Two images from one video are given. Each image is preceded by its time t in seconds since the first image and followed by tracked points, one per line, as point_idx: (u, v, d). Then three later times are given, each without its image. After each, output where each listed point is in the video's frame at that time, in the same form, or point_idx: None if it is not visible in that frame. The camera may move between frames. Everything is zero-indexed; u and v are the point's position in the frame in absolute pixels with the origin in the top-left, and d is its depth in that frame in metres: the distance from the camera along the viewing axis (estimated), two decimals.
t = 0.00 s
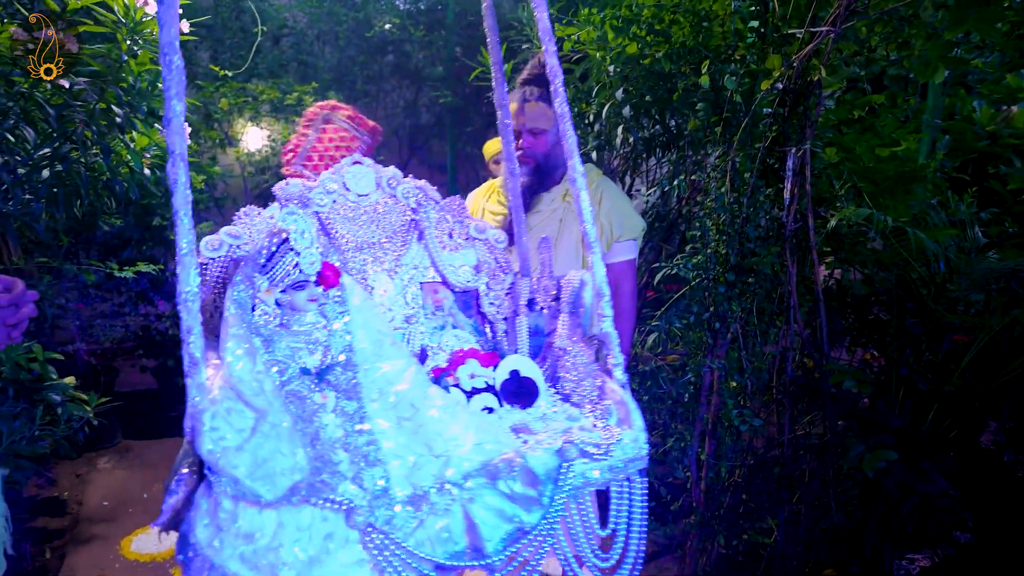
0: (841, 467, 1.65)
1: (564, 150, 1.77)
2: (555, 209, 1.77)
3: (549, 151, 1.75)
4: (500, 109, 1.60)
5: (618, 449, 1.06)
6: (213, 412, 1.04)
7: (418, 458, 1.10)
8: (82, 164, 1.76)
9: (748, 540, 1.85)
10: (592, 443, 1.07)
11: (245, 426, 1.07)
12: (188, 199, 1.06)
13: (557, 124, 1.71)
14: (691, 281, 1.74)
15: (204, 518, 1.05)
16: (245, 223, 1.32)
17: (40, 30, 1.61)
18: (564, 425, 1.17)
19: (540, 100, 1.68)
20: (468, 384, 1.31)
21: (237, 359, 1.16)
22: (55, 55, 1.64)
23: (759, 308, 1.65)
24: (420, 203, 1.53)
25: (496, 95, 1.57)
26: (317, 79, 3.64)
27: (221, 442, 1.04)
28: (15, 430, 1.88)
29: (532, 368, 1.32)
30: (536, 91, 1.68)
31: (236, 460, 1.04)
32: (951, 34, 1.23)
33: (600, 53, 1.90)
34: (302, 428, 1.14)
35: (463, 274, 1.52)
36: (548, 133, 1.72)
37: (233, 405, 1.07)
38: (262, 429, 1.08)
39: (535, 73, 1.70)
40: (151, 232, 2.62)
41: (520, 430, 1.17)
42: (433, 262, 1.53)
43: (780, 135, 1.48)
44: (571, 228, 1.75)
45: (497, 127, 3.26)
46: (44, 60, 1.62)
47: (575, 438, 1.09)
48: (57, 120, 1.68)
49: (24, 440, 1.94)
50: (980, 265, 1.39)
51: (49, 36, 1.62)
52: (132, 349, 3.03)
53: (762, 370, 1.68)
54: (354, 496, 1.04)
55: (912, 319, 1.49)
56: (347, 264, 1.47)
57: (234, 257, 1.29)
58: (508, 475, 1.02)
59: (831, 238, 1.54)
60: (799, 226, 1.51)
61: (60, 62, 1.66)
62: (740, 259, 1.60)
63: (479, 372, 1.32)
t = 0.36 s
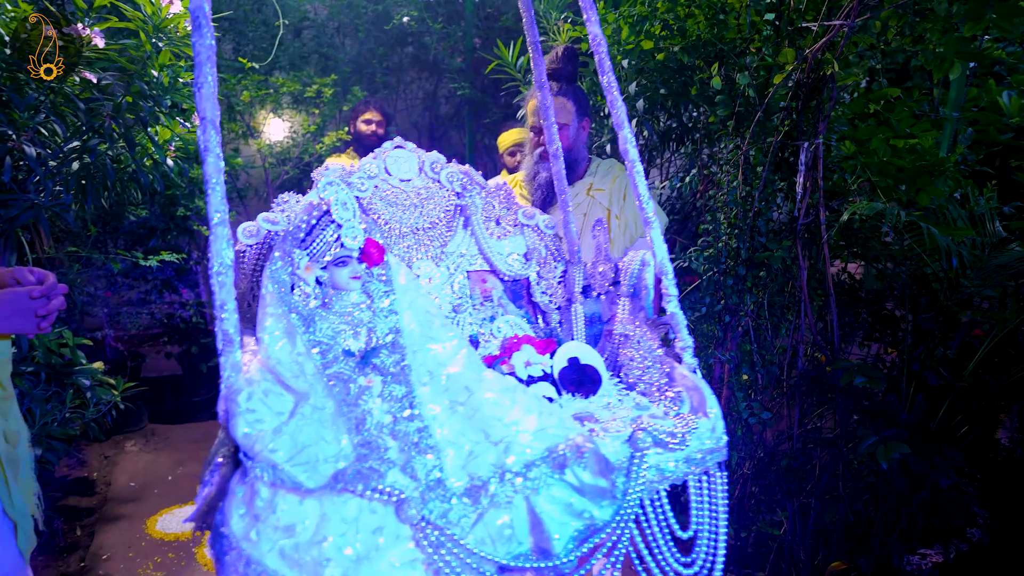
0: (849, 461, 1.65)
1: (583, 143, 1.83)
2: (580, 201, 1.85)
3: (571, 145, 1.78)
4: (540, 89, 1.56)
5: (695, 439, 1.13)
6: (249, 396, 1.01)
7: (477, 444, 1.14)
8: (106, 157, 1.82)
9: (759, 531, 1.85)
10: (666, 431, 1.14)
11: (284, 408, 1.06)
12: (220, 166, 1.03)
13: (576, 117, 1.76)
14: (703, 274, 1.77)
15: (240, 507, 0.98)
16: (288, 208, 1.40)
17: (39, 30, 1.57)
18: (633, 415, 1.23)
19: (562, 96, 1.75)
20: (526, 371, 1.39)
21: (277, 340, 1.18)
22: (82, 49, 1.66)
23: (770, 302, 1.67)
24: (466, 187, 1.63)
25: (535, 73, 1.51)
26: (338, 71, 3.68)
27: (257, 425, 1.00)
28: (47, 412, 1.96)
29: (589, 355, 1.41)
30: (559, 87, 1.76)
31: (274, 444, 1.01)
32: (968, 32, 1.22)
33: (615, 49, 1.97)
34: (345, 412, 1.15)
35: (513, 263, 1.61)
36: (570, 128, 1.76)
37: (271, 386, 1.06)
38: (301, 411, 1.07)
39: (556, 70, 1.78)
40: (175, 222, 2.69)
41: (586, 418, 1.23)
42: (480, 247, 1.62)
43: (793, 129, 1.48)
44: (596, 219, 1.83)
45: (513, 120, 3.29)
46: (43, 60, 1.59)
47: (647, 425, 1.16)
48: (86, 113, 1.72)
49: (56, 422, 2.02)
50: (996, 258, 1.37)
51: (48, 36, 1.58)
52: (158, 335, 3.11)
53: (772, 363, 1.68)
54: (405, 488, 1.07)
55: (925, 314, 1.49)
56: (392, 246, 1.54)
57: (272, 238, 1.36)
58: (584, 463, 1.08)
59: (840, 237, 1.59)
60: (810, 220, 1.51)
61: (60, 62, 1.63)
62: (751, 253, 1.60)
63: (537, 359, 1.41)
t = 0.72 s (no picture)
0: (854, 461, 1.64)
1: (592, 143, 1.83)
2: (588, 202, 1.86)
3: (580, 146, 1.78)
4: (560, 82, 1.55)
5: (725, 436, 1.18)
6: (261, 388, 1.02)
7: (496, 441, 1.12)
8: (125, 158, 1.87)
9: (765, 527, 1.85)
10: (696, 428, 1.18)
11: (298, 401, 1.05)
12: (231, 158, 1.04)
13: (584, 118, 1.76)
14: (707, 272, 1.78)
15: (250, 501, 0.98)
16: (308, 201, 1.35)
17: (39, 30, 1.58)
18: (658, 412, 1.24)
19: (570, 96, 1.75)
20: (549, 367, 1.39)
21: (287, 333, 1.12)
22: (101, 54, 1.74)
23: (775, 301, 1.67)
24: (485, 180, 1.58)
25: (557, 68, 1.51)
26: (353, 68, 3.72)
27: (269, 418, 1.01)
28: (69, 404, 2.02)
29: (616, 351, 1.41)
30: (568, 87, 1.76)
31: (286, 437, 1.00)
32: (970, 33, 1.23)
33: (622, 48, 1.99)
34: (361, 406, 1.11)
35: (534, 259, 1.60)
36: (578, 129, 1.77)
37: (284, 378, 1.05)
38: (314, 404, 1.05)
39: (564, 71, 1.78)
40: (192, 218, 2.75)
41: (612, 414, 1.24)
42: (500, 242, 1.59)
43: (798, 129, 1.48)
44: (604, 220, 1.85)
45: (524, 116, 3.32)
46: (43, 60, 1.60)
47: (674, 422, 1.18)
48: (104, 115, 1.78)
49: (77, 414, 2.08)
50: (1010, 254, 1.37)
51: (49, 37, 1.59)
52: (176, 328, 3.18)
53: (776, 362, 1.68)
54: (423, 485, 1.06)
55: (929, 314, 1.49)
56: (409, 241, 1.49)
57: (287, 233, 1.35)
58: (611, 457, 1.09)
59: (841, 237, 1.57)
60: (814, 221, 1.51)
61: (60, 62, 1.64)
62: (755, 252, 1.61)
63: (560, 356, 1.41)
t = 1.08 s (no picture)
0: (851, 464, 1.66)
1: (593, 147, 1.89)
2: (587, 206, 1.90)
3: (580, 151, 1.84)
4: (550, 91, 1.58)
5: (699, 441, 1.18)
6: (253, 394, 1.09)
7: (472, 443, 1.19)
8: (133, 161, 1.90)
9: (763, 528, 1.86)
10: (670, 434, 1.19)
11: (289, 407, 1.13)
12: (228, 173, 1.11)
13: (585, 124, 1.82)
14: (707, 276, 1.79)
15: (240, 501, 1.06)
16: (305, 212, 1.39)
17: (40, 30, 1.61)
18: (637, 417, 1.26)
19: (568, 103, 1.81)
20: (533, 373, 1.41)
21: (280, 341, 1.23)
22: (111, 63, 1.79)
23: (773, 304, 1.69)
24: (476, 190, 1.64)
25: (547, 79, 1.55)
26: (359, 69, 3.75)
27: (260, 423, 1.09)
28: (79, 402, 2.06)
29: (598, 357, 1.44)
30: (567, 94, 1.82)
31: (275, 442, 1.08)
32: (966, 39, 1.24)
33: (623, 52, 2.01)
34: (348, 411, 1.19)
35: (523, 265, 1.64)
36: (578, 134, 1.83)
37: (275, 385, 1.13)
38: (302, 409, 1.13)
39: (564, 77, 1.82)
40: (200, 218, 2.79)
41: (589, 420, 1.26)
42: (491, 250, 1.64)
43: (796, 133, 1.49)
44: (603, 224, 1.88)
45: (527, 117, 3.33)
46: (44, 60, 1.64)
47: (650, 429, 1.20)
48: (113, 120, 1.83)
49: (87, 412, 2.12)
50: (1008, 259, 1.39)
51: (48, 37, 1.62)
52: (184, 327, 3.22)
53: (773, 365, 1.69)
54: (405, 488, 1.10)
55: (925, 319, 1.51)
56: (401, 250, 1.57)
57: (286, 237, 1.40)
58: (580, 466, 1.11)
59: (838, 240, 1.59)
60: (811, 224, 1.53)
61: (61, 63, 1.67)
62: (753, 256, 1.62)
63: (544, 362, 1.42)
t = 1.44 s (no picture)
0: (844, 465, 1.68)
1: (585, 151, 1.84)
2: (577, 210, 1.84)
3: (570, 155, 1.80)
4: (524, 109, 1.60)
5: (634, 446, 1.22)
6: (234, 403, 1.13)
7: (428, 449, 1.25)
8: (135, 165, 1.92)
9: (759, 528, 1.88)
10: (607, 439, 1.23)
11: (267, 415, 1.16)
12: (216, 203, 1.15)
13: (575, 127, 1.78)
14: (703, 278, 1.81)
15: (223, 500, 1.10)
16: (280, 226, 1.41)
17: (39, 29, 1.65)
18: (581, 423, 1.31)
19: (556, 108, 1.76)
20: (487, 379, 1.44)
21: (263, 352, 1.27)
22: (113, 69, 1.81)
23: (768, 306, 1.70)
24: (447, 203, 1.60)
25: (523, 97, 1.59)
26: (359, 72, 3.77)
27: (241, 430, 1.12)
28: (82, 404, 2.09)
29: (553, 365, 1.45)
30: (554, 99, 1.76)
31: (255, 447, 1.11)
32: (958, 43, 1.26)
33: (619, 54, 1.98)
34: (319, 418, 1.26)
35: (491, 274, 1.61)
36: (568, 138, 1.79)
37: (255, 396, 1.16)
38: (279, 419, 1.16)
39: (554, 80, 1.78)
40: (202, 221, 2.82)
41: (537, 426, 1.33)
42: (461, 261, 1.62)
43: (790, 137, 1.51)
44: (591, 230, 1.82)
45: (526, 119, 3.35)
46: (43, 60, 1.66)
47: (591, 435, 1.24)
48: (114, 126, 1.86)
49: (91, 414, 2.14)
50: (1003, 260, 1.41)
51: (48, 36, 1.66)
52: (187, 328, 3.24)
53: (768, 366, 1.70)
54: (366, 486, 1.15)
55: (918, 321, 1.52)
56: (375, 263, 1.56)
57: (265, 256, 1.37)
58: (520, 471, 1.16)
59: (833, 242, 1.59)
60: (805, 227, 1.55)
61: (60, 63, 1.69)
62: (747, 258, 1.63)
63: (501, 369, 1.46)
